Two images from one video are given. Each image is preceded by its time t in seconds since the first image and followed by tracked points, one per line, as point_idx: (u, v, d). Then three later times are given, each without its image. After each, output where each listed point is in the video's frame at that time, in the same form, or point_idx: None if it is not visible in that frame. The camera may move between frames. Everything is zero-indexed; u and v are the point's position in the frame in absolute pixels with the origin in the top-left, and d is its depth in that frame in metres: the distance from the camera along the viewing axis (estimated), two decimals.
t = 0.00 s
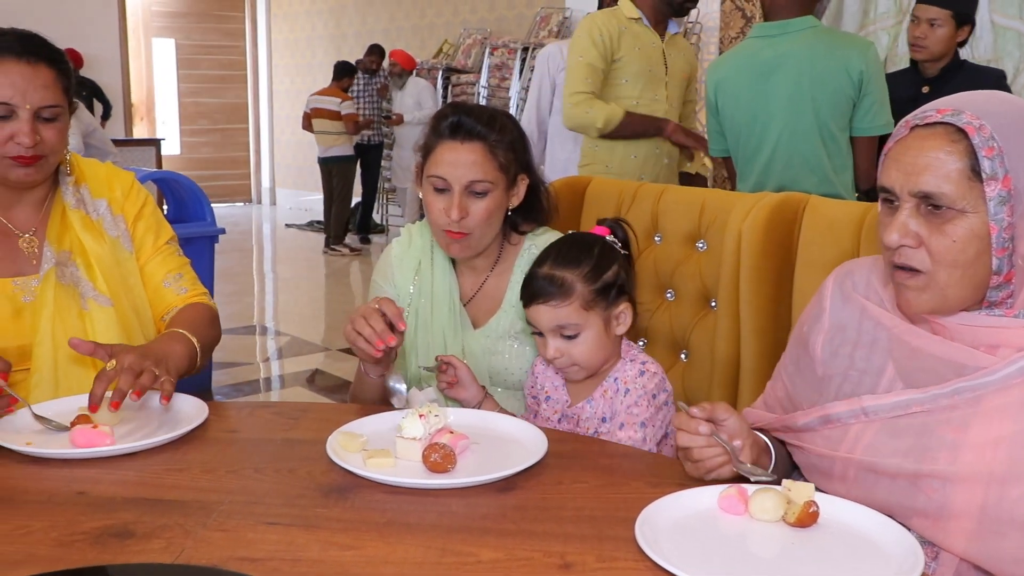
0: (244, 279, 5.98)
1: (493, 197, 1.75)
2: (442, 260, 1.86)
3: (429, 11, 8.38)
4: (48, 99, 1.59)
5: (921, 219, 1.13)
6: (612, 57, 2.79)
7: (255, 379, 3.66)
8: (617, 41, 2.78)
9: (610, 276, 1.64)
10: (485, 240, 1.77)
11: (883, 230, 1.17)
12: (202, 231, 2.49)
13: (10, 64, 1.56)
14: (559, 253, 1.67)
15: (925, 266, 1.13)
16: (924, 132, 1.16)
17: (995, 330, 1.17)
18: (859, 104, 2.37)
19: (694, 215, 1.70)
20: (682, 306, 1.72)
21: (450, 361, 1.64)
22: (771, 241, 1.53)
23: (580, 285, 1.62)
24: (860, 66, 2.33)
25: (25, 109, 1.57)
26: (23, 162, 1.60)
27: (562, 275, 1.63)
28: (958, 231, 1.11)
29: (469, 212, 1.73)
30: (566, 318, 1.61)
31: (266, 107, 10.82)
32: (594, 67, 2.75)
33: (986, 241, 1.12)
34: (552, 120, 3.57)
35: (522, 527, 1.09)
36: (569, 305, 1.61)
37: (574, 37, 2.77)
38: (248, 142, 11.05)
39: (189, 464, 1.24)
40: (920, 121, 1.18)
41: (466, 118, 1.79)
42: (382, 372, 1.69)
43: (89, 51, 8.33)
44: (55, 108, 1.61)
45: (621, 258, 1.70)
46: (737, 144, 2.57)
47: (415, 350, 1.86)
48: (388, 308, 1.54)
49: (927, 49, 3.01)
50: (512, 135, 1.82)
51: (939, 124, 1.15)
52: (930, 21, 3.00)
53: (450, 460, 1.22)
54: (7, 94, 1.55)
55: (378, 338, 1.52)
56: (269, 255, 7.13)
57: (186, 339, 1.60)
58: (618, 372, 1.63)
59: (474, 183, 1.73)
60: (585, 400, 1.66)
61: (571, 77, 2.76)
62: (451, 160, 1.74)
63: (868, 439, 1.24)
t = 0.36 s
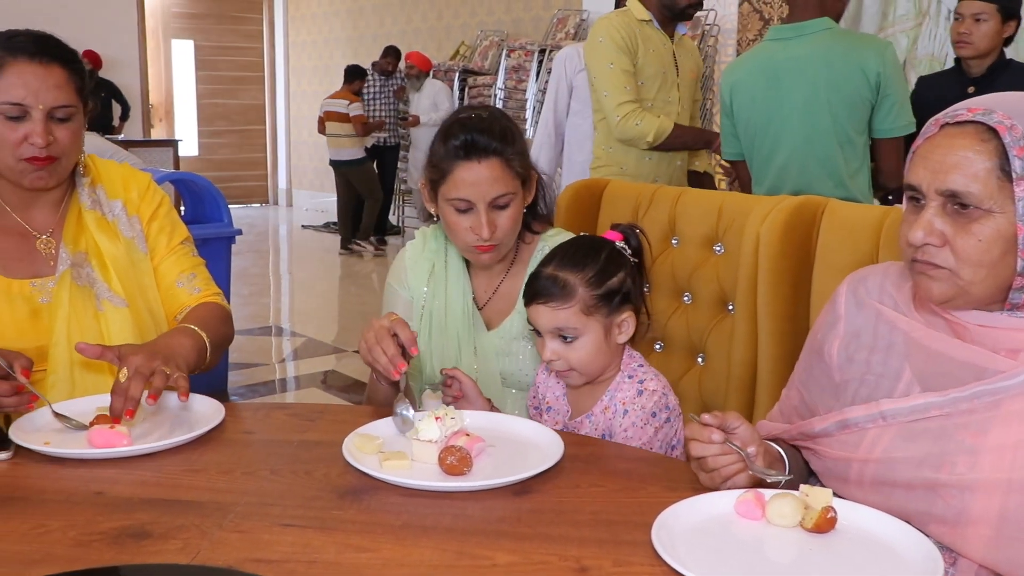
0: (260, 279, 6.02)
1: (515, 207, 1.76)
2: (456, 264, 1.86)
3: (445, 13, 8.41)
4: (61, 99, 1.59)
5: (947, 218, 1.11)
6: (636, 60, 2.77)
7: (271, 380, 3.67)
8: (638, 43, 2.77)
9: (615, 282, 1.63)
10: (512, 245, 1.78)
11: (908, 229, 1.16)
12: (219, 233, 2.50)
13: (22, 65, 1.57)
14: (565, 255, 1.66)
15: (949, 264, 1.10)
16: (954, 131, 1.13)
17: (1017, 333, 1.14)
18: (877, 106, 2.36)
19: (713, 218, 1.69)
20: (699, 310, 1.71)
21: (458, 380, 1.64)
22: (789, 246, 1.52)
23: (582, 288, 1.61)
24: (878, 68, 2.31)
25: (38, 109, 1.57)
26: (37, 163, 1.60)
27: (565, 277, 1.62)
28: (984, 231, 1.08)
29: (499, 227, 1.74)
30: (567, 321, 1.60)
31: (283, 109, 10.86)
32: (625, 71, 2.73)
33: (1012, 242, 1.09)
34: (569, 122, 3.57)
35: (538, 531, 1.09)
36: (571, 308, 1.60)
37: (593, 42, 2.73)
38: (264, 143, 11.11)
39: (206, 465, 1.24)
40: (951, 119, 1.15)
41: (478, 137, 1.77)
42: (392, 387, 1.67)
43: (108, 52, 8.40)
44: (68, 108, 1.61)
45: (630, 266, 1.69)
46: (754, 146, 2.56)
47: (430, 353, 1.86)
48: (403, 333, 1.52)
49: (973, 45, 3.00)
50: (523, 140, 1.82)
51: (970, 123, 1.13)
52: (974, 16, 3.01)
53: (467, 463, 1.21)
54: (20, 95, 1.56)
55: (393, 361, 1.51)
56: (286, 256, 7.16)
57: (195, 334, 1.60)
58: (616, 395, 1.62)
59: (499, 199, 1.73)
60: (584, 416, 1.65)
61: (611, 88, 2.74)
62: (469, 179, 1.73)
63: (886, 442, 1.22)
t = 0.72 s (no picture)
0: (275, 282, 6.03)
1: (519, 212, 1.76)
2: (468, 270, 1.86)
3: (462, 16, 8.42)
4: (76, 102, 1.60)
5: (967, 222, 1.10)
6: (627, 66, 2.76)
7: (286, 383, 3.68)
8: (631, 50, 2.75)
9: (632, 285, 1.62)
10: (509, 255, 1.78)
11: (928, 232, 1.15)
12: (235, 236, 2.51)
13: (38, 68, 1.58)
14: (586, 252, 1.65)
15: (969, 269, 1.10)
16: (976, 134, 1.13)
17: None
18: (898, 110, 2.35)
19: (728, 222, 1.68)
20: (714, 314, 1.70)
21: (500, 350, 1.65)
22: (805, 250, 1.52)
23: (598, 288, 1.60)
24: (897, 72, 2.31)
25: (54, 112, 1.58)
26: (54, 165, 1.60)
27: (583, 274, 1.61)
28: (1005, 235, 1.07)
29: (495, 230, 1.74)
30: (579, 319, 1.60)
31: (298, 112, 10.88)
32: (609, 82, 2.71)
33: None
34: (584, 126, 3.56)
35: (553, 536, 1.09)
36: (586, 306, 1.59)
37: (587, 47, 2.74)
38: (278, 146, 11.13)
39: (222, 468, 1.24)
40: (972, 122, 1.14)
41: (486, 137, 1.78)
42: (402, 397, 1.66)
43: (125, 55, 8.41)
44: (84, 110, 1.61)
45: (649, 270, 1.68)
46: (771, 151, 2.55)
47: (443, 356, 1.86)
48: (403, 327, 1.54)
49: (1008, 49, 2.93)
50: (537, 146, 1.82)
51: (992, 126, 1.12)
52: (1010, 21, 2.95)
53: (482, 467, 1.21)
54: (35, 98, 1.56)
55: (401, 360, 1.51)
56: (301, 259, 7.18)
57: (205, 339, 1.60)
58: (619, 405, 1.62)
59: (500, 201, 1.73)
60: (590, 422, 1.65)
61: (590, 97, 2.73)
62: (473, 178, 1.73)
63: (902, 448, 1.21)
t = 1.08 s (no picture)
0: (290, 285, 6.05)
1: (539, 215, 1.76)
2: (487, 273, 1.86)
3: (478, 20, 8.47)
4: (96, 104, 1.61)
5: (989, 226, 1.10)
6: (601, 77, 2.72)
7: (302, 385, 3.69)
8: (604, 60, 2.69)
9: (682, 276, 1.63)
10: (531, 257, 1.78)
11: (948, 235, 1.15)
12: (252, 239, 2.52)
13: (59, 71, 1.59)
14: (639, 239, 1.65)
15: (990, 273, 1.10)
16: (997, 137, 1.12)
17: None
18: (920, 112, 2.36)
19: (745, 225, 1.68)
20: (730, 317, 1.70)
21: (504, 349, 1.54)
22: (822, 254, 1.52)
23: (654, 275, 1.60)
24: (919, 75, 2.30)
25: (74, 114, 1.59)
26: (74, 166, 1.61)
27: (638, 260, 1.61)
28: None
29: (516, 233, 1.74)
30: (630, 303, 1.59)
31: (314, 115, 10.92)
32: (574, 97, 2.69)
33: None
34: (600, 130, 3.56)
35: (571, 538, 1.09)
36: (638, 292, 1.59)
37: (558, 59, 2.72)
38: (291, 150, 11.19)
39: (241, 470, 1.24)
40: (993, 125, 1.14)
41: (506, 139, 1.79)
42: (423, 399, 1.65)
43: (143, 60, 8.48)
44: (104, 112, 1.62)
45: (696, 266, 1.67)
46: (791, 154, 2.55)
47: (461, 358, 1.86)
48: (443, 334, 1.54)
49: None
50: (555, 150, 1.83)
51: (1014, 129, 1.11)
52: None
53: (500, 469, 1.22)
54: (56, 100, 1.58)
55: (438, 368, 1.52)
56: (316, 262, 7.20)
57: (230, 339, 1.62)
58: (654, 385, 1.62)
59: (520, 204, 1.74)
60: (619, 406, 1.64)
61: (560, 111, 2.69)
62: (494, 181, 1.74)
63: (922, 454, 1.20)
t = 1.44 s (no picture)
0: (307, 287, 6.07)
1: (559, 213, 1.76)
2: (509, 274, 1.86)
3: (494, 23, 8.52)
4: (109, 94, 1.63)
5: (1009, 232, 1.09)
6: (614, 80, 2.68)
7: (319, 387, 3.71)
8: (616, 61, 2.65)
9: (712, 279, 1.62)
10: (553, 256, 1.78)
11: (967, 241, 1.14)
12: (269, 241, 2.52)
13: (72, 63, 1.62)
14: (673, 238, 1.65)
15: (1011, 280, 1.09)
16: (1017, 142, 1.12)
17: None
18: (938, 117, 2.33)
19: (763, 229, 1.68)
20: (749, 321, 1.69)
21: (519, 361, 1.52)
22: (840, 258, 1.51)
23: (682, 271, 1.60)
24: (937, 80, 2.28)
25: (86, 103, 1.61)
26: (88, 156, 1.62)
27: (668, 256, 1.61)
28: None
29: (535, 231, 1.74)
30: (657, 295, 1.59)
31: (331, 118, 10.94)
32: (587, 99, 2.63)
33: None
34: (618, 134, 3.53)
35: (588, 541, 1.08)
36: (666, 284, 1.59)
37: (567, 59, 2.67)
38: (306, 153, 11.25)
39: (260, 471, 1.25)
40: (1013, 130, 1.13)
41: (527, 138, 1.80)
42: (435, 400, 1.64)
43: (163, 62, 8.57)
44: (117, 103, 1.64)
45: (724, 275, 1.66)
46: (811, 158, 2.55)
47: (481, 362, 1.87)
48: (434, 329, 1.52)
49: None
50: (576, 152, 1.83)
51: None
52: None
53: (517, 472, 1.22)
54: (69, 90, 1.60)
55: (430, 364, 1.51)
56: (333, 264, 7.22)
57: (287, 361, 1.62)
58: (671, 397, 1.60)
59: (540, 202, 1.74)
60: (638, 416, 1.62)
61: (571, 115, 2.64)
62: (514, 179, 1.75)
63: (940, 459, 1.20)
